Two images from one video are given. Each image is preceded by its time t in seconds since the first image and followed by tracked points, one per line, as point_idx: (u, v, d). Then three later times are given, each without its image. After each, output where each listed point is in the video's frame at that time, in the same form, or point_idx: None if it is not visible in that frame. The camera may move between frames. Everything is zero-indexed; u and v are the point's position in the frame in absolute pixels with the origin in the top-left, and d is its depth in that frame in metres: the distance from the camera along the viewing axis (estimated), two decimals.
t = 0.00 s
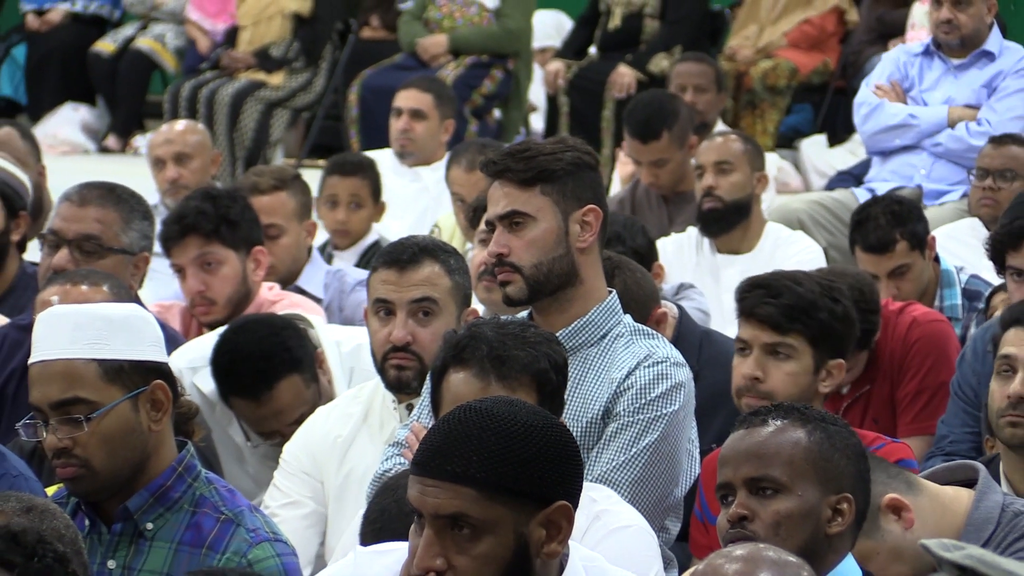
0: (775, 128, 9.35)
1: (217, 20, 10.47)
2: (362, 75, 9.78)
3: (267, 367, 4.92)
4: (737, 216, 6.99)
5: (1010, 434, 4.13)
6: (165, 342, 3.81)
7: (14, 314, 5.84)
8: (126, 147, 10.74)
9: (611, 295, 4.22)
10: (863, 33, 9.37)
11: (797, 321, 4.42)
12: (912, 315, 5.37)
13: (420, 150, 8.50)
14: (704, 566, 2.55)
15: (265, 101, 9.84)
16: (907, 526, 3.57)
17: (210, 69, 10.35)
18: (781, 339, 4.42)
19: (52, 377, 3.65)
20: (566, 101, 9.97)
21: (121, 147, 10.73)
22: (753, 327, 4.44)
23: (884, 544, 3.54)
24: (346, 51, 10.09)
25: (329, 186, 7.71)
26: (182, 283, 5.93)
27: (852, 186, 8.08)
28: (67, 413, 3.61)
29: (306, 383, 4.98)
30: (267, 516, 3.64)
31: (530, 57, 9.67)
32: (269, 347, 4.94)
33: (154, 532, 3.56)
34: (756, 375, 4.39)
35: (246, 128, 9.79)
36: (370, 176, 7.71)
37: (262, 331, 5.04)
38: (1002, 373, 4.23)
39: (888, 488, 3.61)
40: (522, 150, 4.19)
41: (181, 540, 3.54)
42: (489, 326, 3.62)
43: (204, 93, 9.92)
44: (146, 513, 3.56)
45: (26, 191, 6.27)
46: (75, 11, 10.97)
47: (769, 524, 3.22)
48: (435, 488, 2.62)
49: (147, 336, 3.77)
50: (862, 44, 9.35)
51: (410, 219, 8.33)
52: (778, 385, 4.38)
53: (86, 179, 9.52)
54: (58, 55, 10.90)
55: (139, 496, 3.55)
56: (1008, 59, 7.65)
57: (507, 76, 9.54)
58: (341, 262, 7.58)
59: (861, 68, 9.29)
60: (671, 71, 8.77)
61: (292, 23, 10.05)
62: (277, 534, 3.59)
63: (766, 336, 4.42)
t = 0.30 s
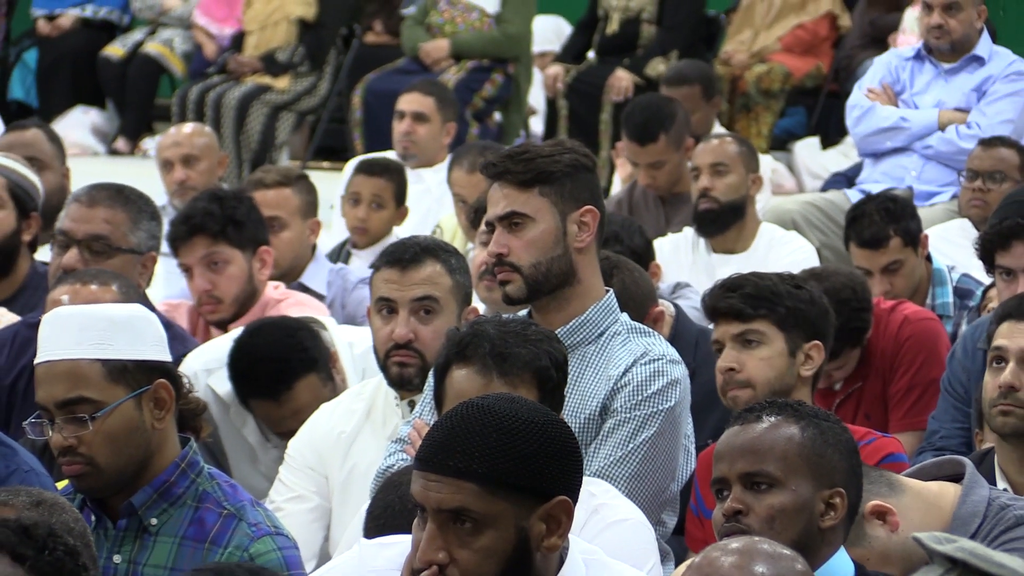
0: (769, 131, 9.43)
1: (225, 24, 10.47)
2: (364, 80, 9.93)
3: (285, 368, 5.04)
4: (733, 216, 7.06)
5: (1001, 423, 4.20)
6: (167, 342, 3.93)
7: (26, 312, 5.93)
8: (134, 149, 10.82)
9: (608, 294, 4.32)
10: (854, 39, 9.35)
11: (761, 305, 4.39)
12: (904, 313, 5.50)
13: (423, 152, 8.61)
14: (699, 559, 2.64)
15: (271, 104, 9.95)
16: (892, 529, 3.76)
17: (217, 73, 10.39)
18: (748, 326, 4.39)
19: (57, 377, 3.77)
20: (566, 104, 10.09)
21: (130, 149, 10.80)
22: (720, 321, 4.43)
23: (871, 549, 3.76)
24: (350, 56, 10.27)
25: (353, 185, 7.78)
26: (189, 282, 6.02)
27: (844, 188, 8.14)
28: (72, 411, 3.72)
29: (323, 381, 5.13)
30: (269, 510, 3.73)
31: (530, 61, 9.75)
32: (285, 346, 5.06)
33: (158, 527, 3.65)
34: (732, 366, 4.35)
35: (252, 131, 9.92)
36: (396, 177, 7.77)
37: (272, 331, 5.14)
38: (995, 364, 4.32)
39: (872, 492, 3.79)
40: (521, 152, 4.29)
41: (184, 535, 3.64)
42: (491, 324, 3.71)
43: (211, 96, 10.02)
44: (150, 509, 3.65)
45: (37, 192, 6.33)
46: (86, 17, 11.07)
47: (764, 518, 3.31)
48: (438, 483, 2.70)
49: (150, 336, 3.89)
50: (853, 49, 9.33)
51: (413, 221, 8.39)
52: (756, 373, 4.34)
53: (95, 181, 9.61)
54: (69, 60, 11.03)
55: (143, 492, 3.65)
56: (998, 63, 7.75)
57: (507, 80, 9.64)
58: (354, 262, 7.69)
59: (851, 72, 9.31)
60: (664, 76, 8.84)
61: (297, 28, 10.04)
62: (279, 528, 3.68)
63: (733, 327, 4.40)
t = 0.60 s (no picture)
0: (764, 132, 9.55)
1: (230, 29, 10.56)
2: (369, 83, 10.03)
3: (303, 368, 5.14)
4: (727, 217, 7.17)
5: (998, 416, 4.25)
6: (155, 347, 4.03)
7: (37, 310, 6.04)
8: (143, 152, 10.89)
9: (606, 292, 4.41)
10: (848, 43, 9.45)
11: (746, 303, 4.44)
12: (896, 311, 5.59)
13: (424, 154, 8.71)
14: (696, 553, 2.69)
15: (276, 107, 10.07)
16: (883, 523, 3.87)
17: (224, 77, 10.48)
18: (735, 324, 4.44)
19: (49, 387, 3.89)
20: (564, 107, 10.14)
21: (138, 151, 10.87)
22: (708, 321, 4.49)
23: (864, 543, 3.85)
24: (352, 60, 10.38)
25: (360, 188, 7.87)
26: (196, 280, 6.12)
27: (836, 189, 8.27)
28: (65, 420, 3.82)
29: (338, 377, 5.23)
30: (259, 504, 3.82)
31: (529, 65, 9.86)
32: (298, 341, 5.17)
33: (152, 525, 3.74)
34: (721, 363, 4.41)
35: (258, 133, 10.02)
36: (401, 181, 7.85)
37: (279, 333, 5.22)
38: (993, 359, 4.37)
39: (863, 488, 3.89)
40: (521, 154, 4.39)
41: (177, 532, 3.72)
42: (491, 322, 3.81)
43: (217, 99, 10.13)
44: (145, 507, 3.74)
45: (49, 195, 6.42)
46: (95, 21, 11.13)
47: (758, 511, 3.41)
48: (440, 477, 2.80)
49: (138, 343, 3.99)
50: (846, 53, 9.45)
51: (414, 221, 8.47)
52: (744, 369, 4.38)
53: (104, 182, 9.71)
54: (79, 62, 11.10)
55: (137, 491, 3.74)
56: (988, 67, 7.86)
57: (507, 83, 9.74)
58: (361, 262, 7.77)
59: (845, 76, 9.42)
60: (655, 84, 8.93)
61: (302, 32, 10.19)
62: (268, 522, 3.76)
63: (721, 325, 4.46)
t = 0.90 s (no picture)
0: (758, 135, 9.69)
1: (237, 32, 10.74)
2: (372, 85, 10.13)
3: (303, 371, 5.24)
4: (722, 217, 7.28)
5: (988, 411, 4.34)
6: (136, 356, 3.92)
7: (47, 306, 6.37)
8: (152, 153, 10.96)
9: (604, 291, 4.51)
10: (841, 46, 9.58)
11: (738, 302, 4.53)
12: (887, 308, 5.69)
13: (427, 155, 8.82)
14: (693, 549, 2.76)
15: (282, 109, 10.19)
16: (877, 516, 3.97)
17: (230, 80, 10.65)
18: (727, 323, 4.53)
19: (31, 403, 3.78)
20: (563, 109, 10.26)
21: (148, 153, 10.93)
22: (701, 321, 4.58)
23: (858, 536, 3.96)
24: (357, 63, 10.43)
25: (370, 188, 7.97)
26: (204, 279, 6.24)
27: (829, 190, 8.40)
28: (48, 435, 3.73)
29: (337, 376, 5.33)
30: (238, 498, 3.74)
31: (529, 67, 9.96)
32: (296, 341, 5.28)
33: (137, 525, 3.67)
34: (714, 362, 4.50)
35: (265, 134, 10.16)
36: (409, 182, 7.93)
37: (277, 336, 5.31)
38: (984, 356, 4.45)
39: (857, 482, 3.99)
40: (521, 155, 4.49)
41: (161, 531, 3.66)
42: (490, 320, 3.90)
43: (224, 101, 10.28)
44: (128, 508, 3.67)
45: (60, 194, 6.71)
46: (105, 26, 11.27)
47: (753, 504, 3.50)
48: (440, 470, 2.84)
49: (117, 354, 3.88)
50: (839, 56, 9.58)
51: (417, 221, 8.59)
52: (737, 367, 4.47)
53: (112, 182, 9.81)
54: (88, 65, 11.23)
55: (119, 494, 3.66)
56: (977, 70, 7.95)
57: (507, 86, 9.84)
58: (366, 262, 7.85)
59: (837, 79, 9.53)
60: (647, 89, 9.06)
61: (308, 36, 10.36)
62: (247, 514, 3.71)
63: (714, 325, 4.55)
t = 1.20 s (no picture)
0: (752, 137, 9.84)
1: (246, 37, 10.83)
2: (375, 91, 10.32)
3: (311, 359, 5.38)
4: (717, 218, 7.39)
5: (976, 406, 4.47)
6: (113, 373, 3.98)
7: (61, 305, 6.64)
8: (162, 154, 11.25)
9: (603, 288, 4.64)
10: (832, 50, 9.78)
11: (729, 303, 4.64)
12: (877, 306, 5.81)
13: (430, 156, 8.96)
14: (689, 536, 2.79)
15: (288, 112, 10.38)
16: (869, 508, 4.10)
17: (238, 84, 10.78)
18: (719, 323, 4.65)
19: (13, 427, 3.82)
20: (562, 112, 10.40)
21: (158, 154, 11.22)
22: (692, 321, 4.70)
23: (851, 528, 4.09)
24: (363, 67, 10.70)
25: (378, 188, 8.09)
26: (213, 277, 6.37)
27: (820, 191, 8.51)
28: (33, 457, 3.81)
29: (343, 365, 5.48)
30: (221, 501, 3.91)
31: (529, 72, 10.10)
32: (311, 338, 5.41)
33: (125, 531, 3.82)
34: (706, 361, 4.63)
35: (271, 137, 10.33)
36: (417, 183, 8.05)
37: (286, 328, 5.45)
38: (971, 352, 4.57)
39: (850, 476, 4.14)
40: (522, 156, 4.60)
41: (148, 537, 3.82)
42: (490, 317, 4.03)
43: (233, 104, 10.44)
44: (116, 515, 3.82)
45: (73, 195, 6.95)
46: (116, 30, 11.44)
47: (747, 497, 3.62)
48: (448, 459, 2.98)
49: (96, 373, 3.93)
50: (831, 60, 9.77)
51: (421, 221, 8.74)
52: (728, 366, 4.60)
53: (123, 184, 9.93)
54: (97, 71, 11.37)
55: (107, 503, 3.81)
56: (964, 73, 8.06)
57: (508, 90, 9.97)
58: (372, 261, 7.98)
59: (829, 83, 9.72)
60: (641, 93, 9.17)
61: (313, 40, 10.45)
62: (229, 516, 3.88)
63: (706, 325, 4.67)
